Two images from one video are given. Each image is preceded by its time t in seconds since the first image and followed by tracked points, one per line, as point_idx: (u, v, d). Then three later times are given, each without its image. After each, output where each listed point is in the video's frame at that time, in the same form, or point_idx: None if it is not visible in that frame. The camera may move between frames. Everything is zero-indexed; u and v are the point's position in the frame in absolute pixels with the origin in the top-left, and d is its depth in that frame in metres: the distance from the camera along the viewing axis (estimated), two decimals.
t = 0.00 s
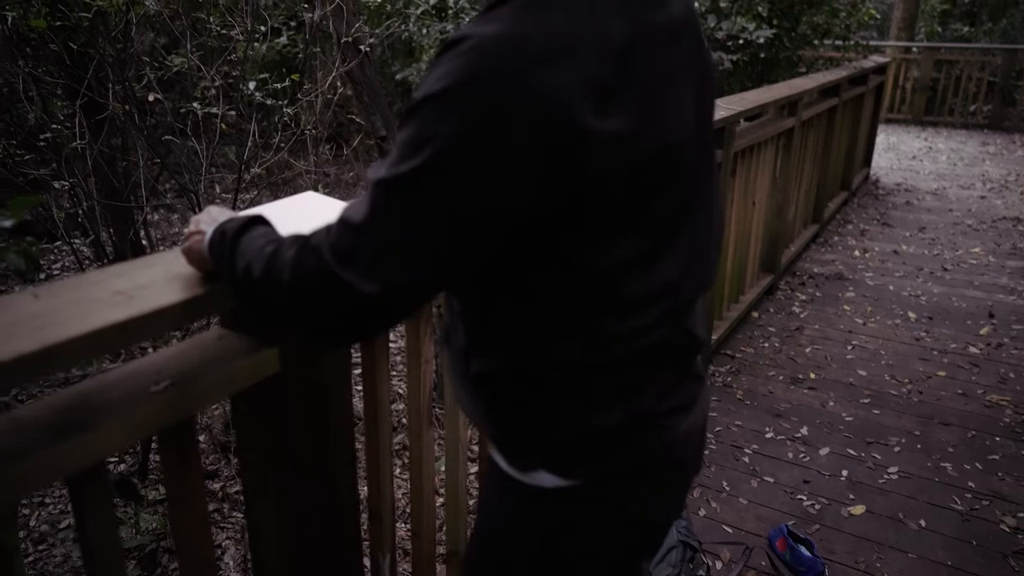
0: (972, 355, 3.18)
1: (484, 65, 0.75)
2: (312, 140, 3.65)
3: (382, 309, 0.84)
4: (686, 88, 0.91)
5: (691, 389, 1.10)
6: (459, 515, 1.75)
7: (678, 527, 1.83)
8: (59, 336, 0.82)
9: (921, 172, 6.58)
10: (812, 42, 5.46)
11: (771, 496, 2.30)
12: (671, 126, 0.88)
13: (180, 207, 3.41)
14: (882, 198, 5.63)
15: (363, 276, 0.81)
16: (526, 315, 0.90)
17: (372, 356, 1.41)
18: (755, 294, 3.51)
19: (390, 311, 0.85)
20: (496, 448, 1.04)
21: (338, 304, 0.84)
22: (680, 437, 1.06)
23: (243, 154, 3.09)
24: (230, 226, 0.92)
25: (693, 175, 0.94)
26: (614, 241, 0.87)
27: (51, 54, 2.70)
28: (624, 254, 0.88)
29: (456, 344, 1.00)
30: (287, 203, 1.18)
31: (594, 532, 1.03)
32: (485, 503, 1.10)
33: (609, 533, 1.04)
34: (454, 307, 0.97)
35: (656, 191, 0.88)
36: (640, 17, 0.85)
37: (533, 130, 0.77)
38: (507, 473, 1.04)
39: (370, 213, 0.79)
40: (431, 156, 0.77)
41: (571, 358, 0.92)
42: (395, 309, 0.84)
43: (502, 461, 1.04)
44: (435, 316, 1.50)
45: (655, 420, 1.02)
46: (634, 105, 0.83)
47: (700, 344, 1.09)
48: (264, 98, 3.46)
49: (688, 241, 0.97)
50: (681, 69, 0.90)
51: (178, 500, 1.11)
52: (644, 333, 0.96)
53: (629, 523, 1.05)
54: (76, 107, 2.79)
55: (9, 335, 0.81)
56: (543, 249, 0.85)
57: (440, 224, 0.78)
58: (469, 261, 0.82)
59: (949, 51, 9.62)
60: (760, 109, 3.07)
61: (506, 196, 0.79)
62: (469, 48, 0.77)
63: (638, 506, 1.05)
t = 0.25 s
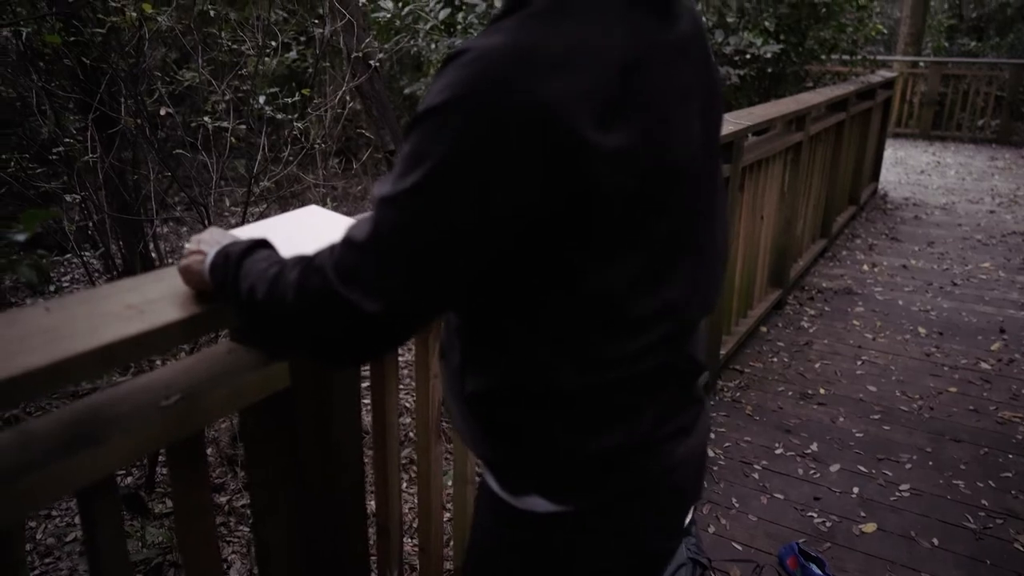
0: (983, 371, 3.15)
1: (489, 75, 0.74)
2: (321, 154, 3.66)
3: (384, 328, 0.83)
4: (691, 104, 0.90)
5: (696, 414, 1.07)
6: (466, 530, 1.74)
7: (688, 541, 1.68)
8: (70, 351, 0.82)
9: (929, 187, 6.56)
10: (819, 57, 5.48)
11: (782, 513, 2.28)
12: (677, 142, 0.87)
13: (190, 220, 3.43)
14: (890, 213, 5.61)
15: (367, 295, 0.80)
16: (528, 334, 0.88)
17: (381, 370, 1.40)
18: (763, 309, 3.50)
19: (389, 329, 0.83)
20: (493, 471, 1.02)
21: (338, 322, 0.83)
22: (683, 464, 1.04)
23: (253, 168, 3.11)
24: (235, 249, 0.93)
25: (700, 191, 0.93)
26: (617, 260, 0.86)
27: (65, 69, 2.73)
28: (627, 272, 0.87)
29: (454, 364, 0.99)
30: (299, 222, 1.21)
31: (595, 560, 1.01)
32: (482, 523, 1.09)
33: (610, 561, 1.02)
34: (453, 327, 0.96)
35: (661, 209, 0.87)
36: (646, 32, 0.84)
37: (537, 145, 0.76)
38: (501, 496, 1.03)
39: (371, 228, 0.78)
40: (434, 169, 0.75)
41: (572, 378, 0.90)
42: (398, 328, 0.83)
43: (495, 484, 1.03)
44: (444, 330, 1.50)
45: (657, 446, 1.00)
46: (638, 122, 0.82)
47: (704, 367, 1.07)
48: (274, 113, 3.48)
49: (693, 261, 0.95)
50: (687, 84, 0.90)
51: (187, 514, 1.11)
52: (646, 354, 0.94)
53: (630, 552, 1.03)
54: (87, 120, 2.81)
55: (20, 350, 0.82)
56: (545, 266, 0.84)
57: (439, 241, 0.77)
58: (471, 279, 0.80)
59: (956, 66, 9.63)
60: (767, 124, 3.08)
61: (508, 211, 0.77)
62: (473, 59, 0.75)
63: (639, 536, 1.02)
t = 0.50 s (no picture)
0: (995, 387, 3.13)
1: (503, 86, 0.73)
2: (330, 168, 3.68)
3: (389, 341, 0.82)
4: (703, 121, 0.90)
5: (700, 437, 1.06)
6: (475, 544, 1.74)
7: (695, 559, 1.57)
8: (83, 365, 0.83)
9: (938, 201, 6.54)
10: (827, 72, 5.48)
11: (792, 530, 2.26)
12: (689, 157, 0.87)
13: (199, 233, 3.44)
14: (898, 227, 5.60)
15: (373, 307, 0.79)
16: (535, 348, 0.87)
17: (391, 384, 1.40)
18: (772, 323, 3.48)
19: (393, 344, 0.82)
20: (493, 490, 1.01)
21: (341, 337, 0.82)
22: (688, 488, 1.03)
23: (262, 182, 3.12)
24: (235, 271, 0.93)
25: (711, 207, 0.93)
26: (626, 275, 0.85)
27: (78, 83, 2.76)
28: (636, 288, 0.86)
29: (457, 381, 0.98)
30: (306, 241, 1.20)
31: None
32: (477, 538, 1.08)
33: None
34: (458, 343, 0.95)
35: (671, 226, 0.87)
36: (661, 47, 0.84)
37: (548, 158, 0.75)
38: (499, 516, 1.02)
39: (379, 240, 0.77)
40: (446, 179, 0.74)
41: (579, 394, 0.89)
42: (403, 342, 0.82)
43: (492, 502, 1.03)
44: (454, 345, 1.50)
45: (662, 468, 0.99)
46: (651, 135, 0.82)
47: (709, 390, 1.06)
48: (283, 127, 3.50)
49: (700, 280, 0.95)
50: (699, 102, 0.90)
51: (197, 528, 1.10)
52: (652, 374, 0.93)
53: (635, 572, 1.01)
54: (99, 134, 2.84)
55: (32, 364, 0.82)
56: (554, 280, 0.83)
57: (445, 254, 0.76)
58: (478, 291, 0.79)
59: (963, 80, 9.63)
60: (775, 139, 3.08)
61: (517, 224, 0.77)
62: (488, 68, 0.75)
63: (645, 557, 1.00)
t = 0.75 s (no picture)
0: (1005, 403, 3.10)
1: (527, 97, 0.74)
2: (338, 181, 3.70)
3: (399, 349, 0.81)
4: (721, 138, 0.90)
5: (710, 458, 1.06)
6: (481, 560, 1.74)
7: None
8: (94, 381, 0.83)
9: (945, 216, 6.53)
10: (833, 86, 5.50)
11: (801, 546, 2.24)
12: (708, 174, 0.87)
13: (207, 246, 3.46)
14: (906, 242, 5.58)
15: (387, 314, 0.78)
16: (547, 360, 0.87)
17: (399, 401, 1.40)
18: (779, 338, 3.47)
19: (404, 353, 0.82)
20: (499, 503, 1.00)
21: (349, 347, 0.82)
22: (696, 509, 1.02)
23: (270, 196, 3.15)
24: (232, 295, 0.92)
25: (727, 225, 0.93)
26: (643, 289, 0.85)
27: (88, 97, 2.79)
28: (652, 302, 0.86)
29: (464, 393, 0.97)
30: (316, 264, 1.19)
31: None
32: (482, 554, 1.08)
33: None
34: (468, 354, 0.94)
35: (688, 241, 0.86)
36: (682, 64, 0.85)
37: (570, 169, 0.75)
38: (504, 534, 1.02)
39: (395, 246, 0.77)
40: (467, 187, 0.74)
41: (592, 407, 0.88)
42: (414, 352, 0.81)
43: (496, 517, 1.02)
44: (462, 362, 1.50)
45: (671, 486, 0.98)
46: (672, 150, 0.82)
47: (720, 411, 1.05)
48: (292, 141, 3.52)
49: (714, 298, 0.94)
50: (717, 120, 0.90)
51: (204, 546, 1.10)
52: (665, 391, 0.93)
53: None
54: (110, 147, 2.87)
55: (43, 379, 0.82)
56: (571, 291, 0.82)
57: (462, 262, 0.76)
58: (494, 301, 0.79)
59: (969, 95, 9.64)
60: (782, 153, 3.08)
61: (537, 235, 0.76)
62: (513, 78, 0.75)
63: None
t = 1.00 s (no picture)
0: (1016, 418, 3.08)
1: (551, 100, 0.74)
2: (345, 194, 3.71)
3: (415, 353, 0.80)
4: (738, 148, 0.91)
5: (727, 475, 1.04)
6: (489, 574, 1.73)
7: None
8: (105, 396, 0.83)
9: (951, 229, 6.52)
10: (838, 100, 5.51)
11: (812, 563, 2.22)
12: (727, 183, 0.87)
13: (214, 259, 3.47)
14: (912, 255, 5.57)
15: (405, 317, 0.78)
16: (565, 367, 0.86)
17: (408, 416, 1.39)
18: (787, 352, 3.45)
19: (421, 359, 0.81)
20: (513, 519, 0.98)
21: (366, 355, 0.81)
22: (712, 525, 1.01)
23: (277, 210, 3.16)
24: (233, 320, 0.91)
25: (745, 236, 0.93)
26: (663, 296, 0.84)
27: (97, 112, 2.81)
28: (672, 309, 0.85)
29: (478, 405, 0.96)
30: (314, 282, 1.19)
31: None
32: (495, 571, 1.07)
33: None
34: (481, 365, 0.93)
35: (707, 248, 0.86)
36: (701, 75, 0.86)
37: (593, 174, 0.75)
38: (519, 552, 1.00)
39: (415, 249, 0.77)
40: (490, 188, 0.74)
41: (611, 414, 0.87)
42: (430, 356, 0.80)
43: (511, 534, 1.01)
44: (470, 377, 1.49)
45: (688, 499, 0.97)
46: (692, 158, 0.83)
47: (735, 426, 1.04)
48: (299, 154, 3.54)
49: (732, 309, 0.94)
50: (735, 132, 0.91)
51: (211, 561, 1.09)
52: (683, 401, 0.92)
53: None
54: (119, 161, 2.88)
55: (53, 394, 0.82)
56: (591, 296, 0.82)
57: (483, 264, 0.75)
58: (514, 304, 0.78)
59: (973, 109, 9.65)
60: (788, 167, 3.08)
61: (559, 238, 0.76)
62: (538, 83, 0.75)
63: None
